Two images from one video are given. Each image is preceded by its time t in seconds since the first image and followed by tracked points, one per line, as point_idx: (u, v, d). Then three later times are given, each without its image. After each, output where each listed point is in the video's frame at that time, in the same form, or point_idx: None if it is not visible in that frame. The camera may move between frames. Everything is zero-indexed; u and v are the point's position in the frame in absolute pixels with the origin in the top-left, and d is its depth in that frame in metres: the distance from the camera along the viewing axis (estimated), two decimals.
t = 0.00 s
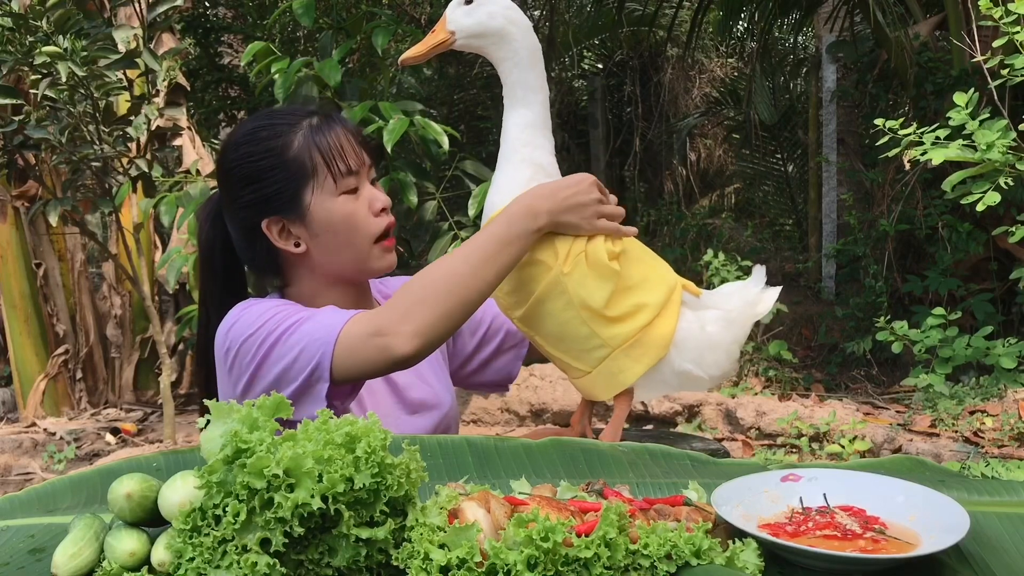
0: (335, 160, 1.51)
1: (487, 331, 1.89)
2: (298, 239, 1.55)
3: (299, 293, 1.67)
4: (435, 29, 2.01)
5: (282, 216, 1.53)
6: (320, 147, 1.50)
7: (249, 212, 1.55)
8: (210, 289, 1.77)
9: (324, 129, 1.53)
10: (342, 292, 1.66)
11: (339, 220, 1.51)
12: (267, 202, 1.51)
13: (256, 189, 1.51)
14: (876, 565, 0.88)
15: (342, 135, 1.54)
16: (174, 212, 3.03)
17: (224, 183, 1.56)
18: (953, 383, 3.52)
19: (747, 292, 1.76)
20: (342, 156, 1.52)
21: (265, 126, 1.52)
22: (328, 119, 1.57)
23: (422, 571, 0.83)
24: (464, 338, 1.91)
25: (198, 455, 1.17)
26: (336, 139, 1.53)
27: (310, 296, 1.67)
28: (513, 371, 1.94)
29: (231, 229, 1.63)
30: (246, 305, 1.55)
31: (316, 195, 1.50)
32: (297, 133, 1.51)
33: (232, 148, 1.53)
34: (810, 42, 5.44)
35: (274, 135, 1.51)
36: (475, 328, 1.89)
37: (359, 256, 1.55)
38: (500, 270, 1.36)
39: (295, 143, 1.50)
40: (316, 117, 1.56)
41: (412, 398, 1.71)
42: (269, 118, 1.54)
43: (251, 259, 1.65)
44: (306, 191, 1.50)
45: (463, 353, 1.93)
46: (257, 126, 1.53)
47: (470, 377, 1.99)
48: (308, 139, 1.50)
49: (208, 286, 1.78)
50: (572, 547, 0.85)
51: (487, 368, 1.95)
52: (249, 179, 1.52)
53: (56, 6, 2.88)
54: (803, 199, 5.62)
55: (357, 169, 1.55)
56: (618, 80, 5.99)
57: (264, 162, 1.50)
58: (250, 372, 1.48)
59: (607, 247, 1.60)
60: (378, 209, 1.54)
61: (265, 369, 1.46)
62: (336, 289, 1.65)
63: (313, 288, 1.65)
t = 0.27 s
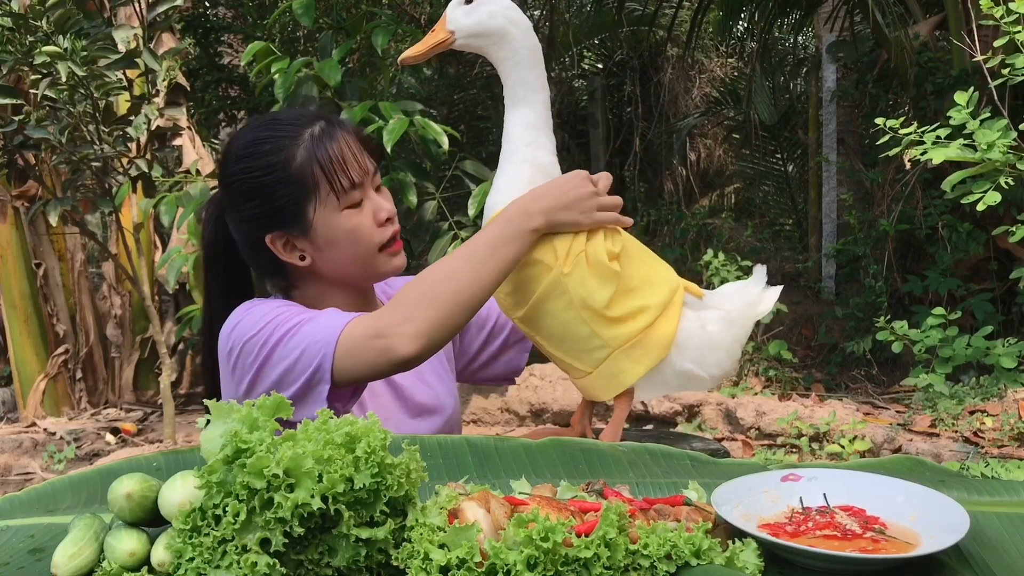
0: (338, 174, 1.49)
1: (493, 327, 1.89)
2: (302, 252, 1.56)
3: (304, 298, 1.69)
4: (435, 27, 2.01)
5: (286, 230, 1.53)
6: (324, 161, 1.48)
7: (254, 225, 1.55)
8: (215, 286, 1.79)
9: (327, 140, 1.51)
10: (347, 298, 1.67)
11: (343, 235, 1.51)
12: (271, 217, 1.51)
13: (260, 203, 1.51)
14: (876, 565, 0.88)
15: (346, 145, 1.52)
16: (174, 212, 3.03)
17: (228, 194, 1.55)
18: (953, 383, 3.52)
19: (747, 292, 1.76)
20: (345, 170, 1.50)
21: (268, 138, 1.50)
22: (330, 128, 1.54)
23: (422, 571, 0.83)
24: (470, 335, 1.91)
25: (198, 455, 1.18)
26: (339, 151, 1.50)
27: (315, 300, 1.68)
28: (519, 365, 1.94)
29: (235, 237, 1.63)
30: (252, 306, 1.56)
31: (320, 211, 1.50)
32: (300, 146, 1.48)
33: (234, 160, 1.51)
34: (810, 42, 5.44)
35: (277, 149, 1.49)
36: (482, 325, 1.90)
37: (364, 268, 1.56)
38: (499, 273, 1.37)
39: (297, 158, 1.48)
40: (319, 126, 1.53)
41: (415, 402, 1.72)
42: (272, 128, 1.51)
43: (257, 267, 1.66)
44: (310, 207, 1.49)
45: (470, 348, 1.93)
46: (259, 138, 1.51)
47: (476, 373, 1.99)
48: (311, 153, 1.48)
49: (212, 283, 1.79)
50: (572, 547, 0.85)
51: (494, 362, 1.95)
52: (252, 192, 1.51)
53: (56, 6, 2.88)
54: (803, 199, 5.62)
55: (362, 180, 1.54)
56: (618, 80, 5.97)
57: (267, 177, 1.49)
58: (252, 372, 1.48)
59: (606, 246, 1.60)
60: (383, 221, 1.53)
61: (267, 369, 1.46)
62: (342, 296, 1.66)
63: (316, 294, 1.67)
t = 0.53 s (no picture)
0: (356, 171, 1.49)
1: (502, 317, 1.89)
2: (320, 251, 1.55)
3: (318, 297, 1.68)
4: (434, 27, 2.00)
5: (304, 229, 1.52)
6: (341, 158, 1.48)
7: (269, 226, 1.54)
8: (223, 288, 1.77)
9: (343, 137, 1.51)
10: (363, 294, 1.67)
11: (363, 232, 1.51)
12: (289, 216, 1.50)
13: (278, 202, 1.50)
14: (876, 565, 0.88)
15: (361, 142, 1.52)
16: (174, 212, 3.03)
17: (242, 195, 1.54)
18: (953, 383, 3.52)
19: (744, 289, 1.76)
20: (363, 166, 1.50)
21: (283, 136, 1.49)
22: (343, 125, 1.54)
23: (422, 571, 0.83)
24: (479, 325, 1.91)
25: (198, 455, 1.18)
26: (355, 148, 1.50)
27: (329, 299, 1.68)
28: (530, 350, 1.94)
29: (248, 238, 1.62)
30: (262, 301, 1.56)
31: (339, 208, 1.49)
32: (316, 145, 1.48)
33: (248, 160, 1.50)
34: (810, 42, 5.44)
35: (293, 148, 1.48)
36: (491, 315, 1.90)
37: (383, 265, 1.56)
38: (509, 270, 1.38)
39: (315, 156, 1.47)
40: (333, 123, 1.53)
41: (424, 403, 1.72)
42: (286, 126, 1.51)
43: (271, 268, 1.64)
44: (329, 205, 1.49)
45: (481, 336, 1.93)
46: (273, 137, 1.50)
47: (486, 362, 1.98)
48: (328, 151, 1.48)
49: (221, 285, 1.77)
50: (572, 547, 0.85)
51: (504, 348, 1.94)
52: (269, 192, 1.50)
53: (56, 6, 2.88)
54: (803, 199, 5.63)
55: (378, 176, 1.54)
56: (618, 80, 5.98)
57: (284, 176, 1.48)
58: (262, 369, 1.48)
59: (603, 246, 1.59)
60: (401, 216, 1.54)
61: (277, 366, 1.46)
62: (358, 293, 1.66)
63: (331, 292, 1.66)
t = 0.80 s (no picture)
0: (371, 172, 1.50)
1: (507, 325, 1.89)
2: (330, 251, 1.55)
3: (323, 297, 1.68)
4: (434, 27, 2.00)
5: (315, 228, 1.52)
6: (357, 158, 1.49)
7: (280, 222, 1.53)
8: (230, 281, 1.77)
9: (359, 138, 1.51)
10: (369, 296, 1.67)
11: (373, 234, 1.51)
12: (301, 214, 1.50)
13: (291, 199, 1.50)
14: (875, 565, 0.88)
15: (378, 143, 1.52)
16: (174, 211, 3.03)
17: (254, 190, 1.53)
18: (953, 383, 3.52)
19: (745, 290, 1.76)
20: (378, 168, 1.51)
21: (300, 134, 1.49)
22: (360, 125, 1.54)
23: (422, 571, 0.83)
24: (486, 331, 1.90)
25: (198, 455, 1.18)
26: (371, 149, 1.51)
27: (334, 300, 1.68)
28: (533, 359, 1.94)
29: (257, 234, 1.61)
30: (267, 302, 1.56)
31: (352, 209, 1.50)
32: (333, 144, 1.48)
33: (262, 155, 1.50)
34: (810, 42, 5.44)
35: (310, 146, 1.48)
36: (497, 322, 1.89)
37: (390, 267, 1.56)
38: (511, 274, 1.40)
39: (331, 155, 1.47)
40: (350, 123, 1.53)
41: (427, 409, 1.72)
42: (303, 124, 1.51)
43: (278, 265, 1.64)
44: (341, 205, 1.49)
45: (487, 343, 1.93)
46: (290, 133, 1.49)
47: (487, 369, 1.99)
48: (345, 150, 1.48)
49: (228, 278, 1.77)
50: (572, 547, 0.85)
51: (507, 357, 1.95)
52: (281, 188, 1.49)
53: (56, 6, 2.88)
54: (803, 199, 5.63)
55: (392, 179, 1.55)
56: (618, 80, 5.98)
57: (297, 174, 1.48)
58: (266, 370, 1.48)
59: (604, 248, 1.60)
60: (412, 220, 1.55)
61: (281, 368, 1.47)
62: (365, 294, 1.66)
63: (337, 293, 1.66)
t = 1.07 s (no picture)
0: (377, 176, 1.50)
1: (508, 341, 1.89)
2: (331, 251, 1.55)
3: (323, 297, 1.68)
4: (434, 27, 2.00)
5: (318, 228, 1.51)
6: (364, 161, 1.49)
7: (283, 221, 1.53)
8: (231, 279, 1.77)
9: (367, 141, 1.51)
10: (368, 298, 1.67)
11: (375, 238, 1.51)
12: (305, 214, 1.50)
13: (295, 198, 1.49)
14: (876, 565, 0.88)
15: (386, 148, 1.52)
16: (174, 211, 3.03)
17: (258, 187, 1.53)
18: (953, 383, 3.52)
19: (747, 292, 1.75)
20: (384, 172, 1.51)
21: (309, 134, 1.49)
22: (369, 128, 1.54)
23: (422, 571, 0.83)
24: (488, 344, 1.91)
25: (198, 455, 1.18)
26: (378, 152, 1.51)
27: (332, 300, 1.68)
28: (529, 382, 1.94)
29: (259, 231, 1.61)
30: (264, 303, 1.56)
31: (356, 212, 1.50)
32: (341, 146, 1.48)
33: (269, 152, 1.49)
34: (810, 42, 5.44)
35: (317, 146, 1.48)
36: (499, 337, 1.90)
37: (389, 271, 1.56)
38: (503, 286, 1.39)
39: (338, 156, 1.47)
40: (360, 125, 1.53)
41: (425, 413, 1.72)
42: (312, 124, 1.50)
43: (279, 262, 1.64)
44: (345, 207, 1.49)
45: (484, 357, 1.93)
46: (299, 133, 1.49)
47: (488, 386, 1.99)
48: (352, 153, 1.48)
49: (229, 273, 1.77)
50: (572, 547, 0.85)
51: (502, 377, 1.95)
52: (285, 187, 1.49)
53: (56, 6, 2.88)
54: (803, 199, 5.64)
55: (397, 183, 1.55)
56: (618, 80, 5.98)
57: (303, 174, 1.48)
58: (260, 371, 1.48)
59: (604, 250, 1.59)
60: (415, 226, 1.55)
61: (274, 369, 1.46)
62: (364, 297, 1.66)
63: (336, 294, 1.67)
